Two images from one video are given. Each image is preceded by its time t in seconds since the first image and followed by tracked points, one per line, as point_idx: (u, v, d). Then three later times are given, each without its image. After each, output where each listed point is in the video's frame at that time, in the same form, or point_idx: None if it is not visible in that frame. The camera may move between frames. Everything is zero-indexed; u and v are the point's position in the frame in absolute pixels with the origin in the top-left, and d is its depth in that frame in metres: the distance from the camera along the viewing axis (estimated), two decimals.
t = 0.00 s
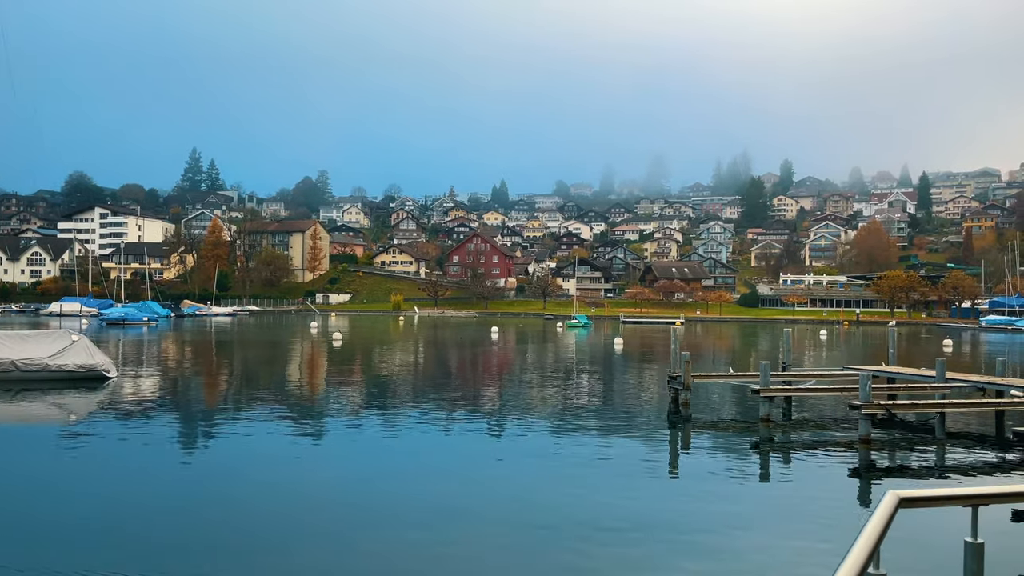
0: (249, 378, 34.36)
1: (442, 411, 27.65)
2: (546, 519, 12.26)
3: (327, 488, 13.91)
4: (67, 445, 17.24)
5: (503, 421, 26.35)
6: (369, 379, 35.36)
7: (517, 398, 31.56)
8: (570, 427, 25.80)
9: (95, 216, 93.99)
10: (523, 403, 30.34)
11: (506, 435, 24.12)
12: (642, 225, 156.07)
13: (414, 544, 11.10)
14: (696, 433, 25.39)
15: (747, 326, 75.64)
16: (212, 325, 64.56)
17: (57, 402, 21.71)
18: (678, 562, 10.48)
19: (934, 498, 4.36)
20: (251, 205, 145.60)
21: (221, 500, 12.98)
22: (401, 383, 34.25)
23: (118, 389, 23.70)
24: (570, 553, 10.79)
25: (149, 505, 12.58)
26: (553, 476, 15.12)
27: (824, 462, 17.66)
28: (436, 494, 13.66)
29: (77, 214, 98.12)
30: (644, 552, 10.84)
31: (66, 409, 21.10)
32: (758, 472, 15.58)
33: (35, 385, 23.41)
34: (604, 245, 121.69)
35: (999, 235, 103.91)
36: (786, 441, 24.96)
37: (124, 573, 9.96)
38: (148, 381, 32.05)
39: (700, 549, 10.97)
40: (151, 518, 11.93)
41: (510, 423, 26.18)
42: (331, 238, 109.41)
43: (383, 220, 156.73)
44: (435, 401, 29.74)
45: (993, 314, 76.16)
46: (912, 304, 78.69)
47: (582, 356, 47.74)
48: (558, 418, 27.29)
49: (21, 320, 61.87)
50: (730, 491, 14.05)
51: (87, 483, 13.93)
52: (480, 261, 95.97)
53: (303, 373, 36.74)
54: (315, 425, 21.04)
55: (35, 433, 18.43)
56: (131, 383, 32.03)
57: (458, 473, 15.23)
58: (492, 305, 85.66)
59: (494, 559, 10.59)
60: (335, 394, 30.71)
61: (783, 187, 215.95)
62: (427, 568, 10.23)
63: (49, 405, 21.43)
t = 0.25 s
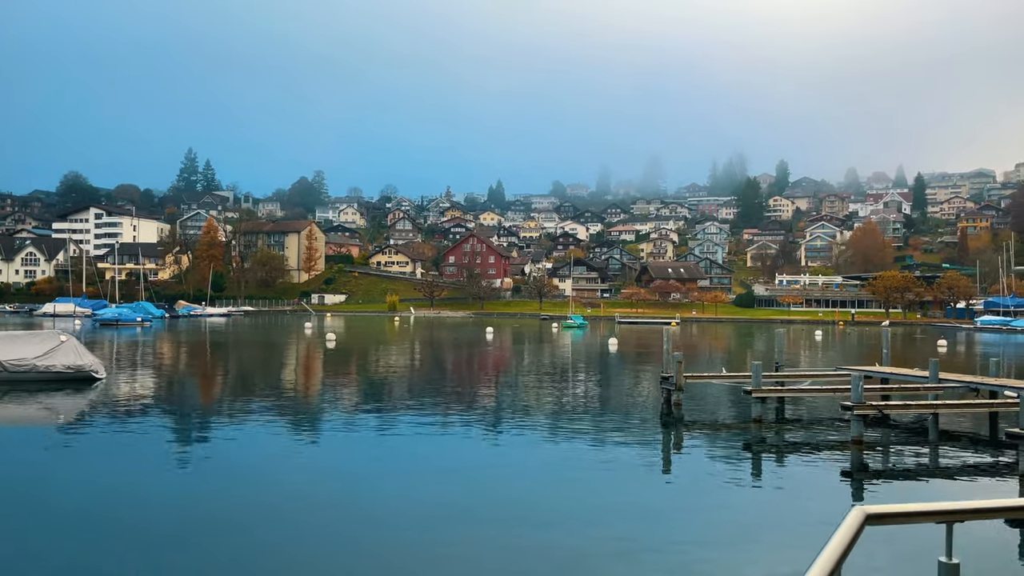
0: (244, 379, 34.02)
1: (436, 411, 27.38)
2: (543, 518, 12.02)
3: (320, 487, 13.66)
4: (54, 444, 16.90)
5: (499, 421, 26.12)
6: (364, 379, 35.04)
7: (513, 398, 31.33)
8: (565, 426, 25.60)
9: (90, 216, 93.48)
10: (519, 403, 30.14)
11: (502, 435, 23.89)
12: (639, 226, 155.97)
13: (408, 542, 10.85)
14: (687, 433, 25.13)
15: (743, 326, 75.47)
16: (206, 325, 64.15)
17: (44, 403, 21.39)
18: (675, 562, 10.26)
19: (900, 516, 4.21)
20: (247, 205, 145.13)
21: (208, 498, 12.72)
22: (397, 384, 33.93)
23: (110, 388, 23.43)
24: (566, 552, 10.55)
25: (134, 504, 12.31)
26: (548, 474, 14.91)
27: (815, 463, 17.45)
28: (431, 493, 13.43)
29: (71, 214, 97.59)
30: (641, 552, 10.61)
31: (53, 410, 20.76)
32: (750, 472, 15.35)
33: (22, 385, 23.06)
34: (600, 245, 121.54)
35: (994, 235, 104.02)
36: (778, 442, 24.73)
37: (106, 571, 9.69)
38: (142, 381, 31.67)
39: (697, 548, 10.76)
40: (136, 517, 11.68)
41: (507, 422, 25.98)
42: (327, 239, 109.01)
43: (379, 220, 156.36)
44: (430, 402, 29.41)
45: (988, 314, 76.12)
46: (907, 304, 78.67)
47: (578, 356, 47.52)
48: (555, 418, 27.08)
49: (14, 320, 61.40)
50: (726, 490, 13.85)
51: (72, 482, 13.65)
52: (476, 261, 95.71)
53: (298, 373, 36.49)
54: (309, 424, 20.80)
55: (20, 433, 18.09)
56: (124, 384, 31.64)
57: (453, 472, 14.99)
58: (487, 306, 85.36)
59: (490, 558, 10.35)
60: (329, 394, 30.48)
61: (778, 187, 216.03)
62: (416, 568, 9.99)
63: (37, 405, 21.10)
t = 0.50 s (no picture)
0: (234, 379, 33.74)
1: (427, 412, 27.22)
2: (538, 518, 12.06)
3: (317, 488, 13.69)
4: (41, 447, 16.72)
5: (490, 421, 26.02)
6: (355, 380, 34.82)
7: (505, 398, 31.20)
8: (557, 426, 25.52)
9: (77, 216, 92.63)
10: (511, 404, 30.00)
11: (493, 435, 23.80)
12: (629, 226, 156.05)
13: (405, 546, 10.90)
14: (674, 434, 25.01)
15: (732, 327, 75.56)
16: (194, 326, 63.66)
17: (25, 406, 20.97)
18: (668, 562, 10.33)
19: (853, 552, 4.79)
20: (236, 205, 144.27)
21: (204, 501, 12.74)
22: (388, 384, 33.72)
23: (93, 391, 23.07)
24: (563, 553, 10.62)
25: (130, 506, 12.32)
26: (542, 473, 14.92)
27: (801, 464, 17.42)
28: (428, 493, 13.49)
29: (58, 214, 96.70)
30: (635, 553, 10.65)
31: (35, 412, 20.39)
32: (737, 472, 15.30)
33: (3, 388, 22.62)
34: (590, 246, 121.50)
35: (981, 236, 104.63)
36: (764, 444, 24.69)
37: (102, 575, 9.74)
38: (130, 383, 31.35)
39: (691, 548, 10.83)
40: (132, 520, 11.68)
41: (499, 423, 25.87)
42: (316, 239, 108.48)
43: (370, 220, 155.86)
44: (422, 403, 29.21)
45: (975, 314, 76.52)
46: (895, 305, 79.02)
47: (568, 357, 47.43)
48: (547, 418, 27.00)
49: None
50: (717, 490, 13.85)
51: (66, 484, 13.61)
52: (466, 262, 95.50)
53: (289, 374, 36.22)
54: (301, 424, 20.74)
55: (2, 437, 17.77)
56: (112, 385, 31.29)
57: (448, 471, 15.04)
58: (477, 306, 85.11)
59: (487, 559, 10.41)
60: (320, 395, 30.25)
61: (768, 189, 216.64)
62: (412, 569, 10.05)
63: (18, 408, 20.72)
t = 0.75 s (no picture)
0: (219, 381, 33.26)
1: (412, 413, 26.94)
2: (528, 517, 11.93)
3: (306, 488, 13.52)
4: (21, 449, 16.39)
5: (477, 422, 25.78)
6: (342, 381, 34.41)
7: (492, 399, 30.97)
8: (544, 427, 25.34)
9: (58, 216, 91.34)
10: (498, 404, 29.78)
11: (480, 436, 23.58)
12: (616, 227, 156.15)
13: (396, 544, 10.76)
14: (657, 435, 24.84)
15: (718, 328, 75.61)
16: (178, 328, 62.90)
17: None
18: (659, 559, 10.24)
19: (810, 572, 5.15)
20: (220, 206, 142.90)
21: (190, 501, 12.57)
22: (374, 386, 33.33)
23: (71, 393, 22.63)
24: (554, 551, 10.52)
25: (116, 507, 12.18)
26: (530, 472, 14.79)
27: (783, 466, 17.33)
28: (417, 492, 13.36)
29: (39, 215, 95.31)
30: (626, 551, 10.53)
31: (9, 415, 19.92)
32: (721, 472, 15.17)
33: None
34: (577, 247, 121.35)
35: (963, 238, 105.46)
36: (747, 445, 24.60)
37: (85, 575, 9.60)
38: (113, 384, 30.81)
39: (682, 546, 10.73)
40: (117, 521, 11.53)
41: (486, 423, 25.64)
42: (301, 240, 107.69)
43: (355, 221, 154.95)
44: (409, 404, 28.83)
45: (957, 315, 77.07)
46: (878, 305, 79.46)
47: (555, 358, 47.21)
48: (534, 419, 26.81)
49: None
50: (705, 489, 13.73)
51: (50, 487, 13.36)
52: (452, 263, 95.06)
53: (274, 376, 35.80)
54: (286, 425, 20.50)
55: None
56: (94, 386, 30.72)
57: (436, 471, 14.90)
58: (464, 307, 84.69)
59: (478, 558, 10.29)
60: (305, 396, 29.88)
61: (752, 191, 217.57)
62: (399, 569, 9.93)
63: None
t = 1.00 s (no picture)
0: (203, 382, 32.87)
1: (397, 413, 26.67)
2: (516, 517, 11.79)
3: (292, 489, 13.34)
4: None
5: (463, 423, 25.57)
6: (327, 382, 34.10)
7: (479, 400, 30.78)
8: (531, 427, 25.19)
9: (40, 216, 90.14)
10: (485, 404, 29.60)
11: (466, 436, 23.39)
12: (603, 228, 156.29)
13: (384, 544, 10.60)
14: (641, 436, 24.73)
15: (704, 328, 75.76)
16: (161, 329, 62.22)
17: None
18: (646, 559, 10.14)
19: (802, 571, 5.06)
20: (205, 206, 141.64)
21: (173, 503, 12.35)
22: (359, 387, 33.04)
23: (53, 396, 22.25)
24: (541, 550, 10.39)
25: (98, 509, 11.95)
26: (517, 473, 14.64)
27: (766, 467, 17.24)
28: (405, 492, 13.20)
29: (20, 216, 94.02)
30: (614, 551, 10.40)
31: None
32: (704, 473, 15.04)
33: None
34: (563, 248, 121.28)
35: (945, 239, 106.35)
36: (730, 445, 24.53)
37: None
38: (95, 386, 30.34)
39: (672, 546, 10.61)
40: (98, 523, 11.29)
41: (472, 424, 25.43)
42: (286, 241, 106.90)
43: (341, 222, 154.15)
44: (395, 405, 28.60)
45: (940, 315, 77.68)
46: (862, 306, 79.95)
47: (541, 359, 47.01)
48: (520, 419, 26.65)
49: None
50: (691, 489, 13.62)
51: (29, 489, 13.10)
52: (439, 264, 94.67)
53: (259, 376, 35.43)
54: (271, 426, 20.27)
55: None
56: (75, 388, 30.25)
57: (422, 471, 14.74)
58: (450, 308, 84.37)
59: (467, 557, 10.15)
60: (289, 397, 29.54)
61: (738, 192, 218.39)
62: (386, 568, 9.78)
63: None
